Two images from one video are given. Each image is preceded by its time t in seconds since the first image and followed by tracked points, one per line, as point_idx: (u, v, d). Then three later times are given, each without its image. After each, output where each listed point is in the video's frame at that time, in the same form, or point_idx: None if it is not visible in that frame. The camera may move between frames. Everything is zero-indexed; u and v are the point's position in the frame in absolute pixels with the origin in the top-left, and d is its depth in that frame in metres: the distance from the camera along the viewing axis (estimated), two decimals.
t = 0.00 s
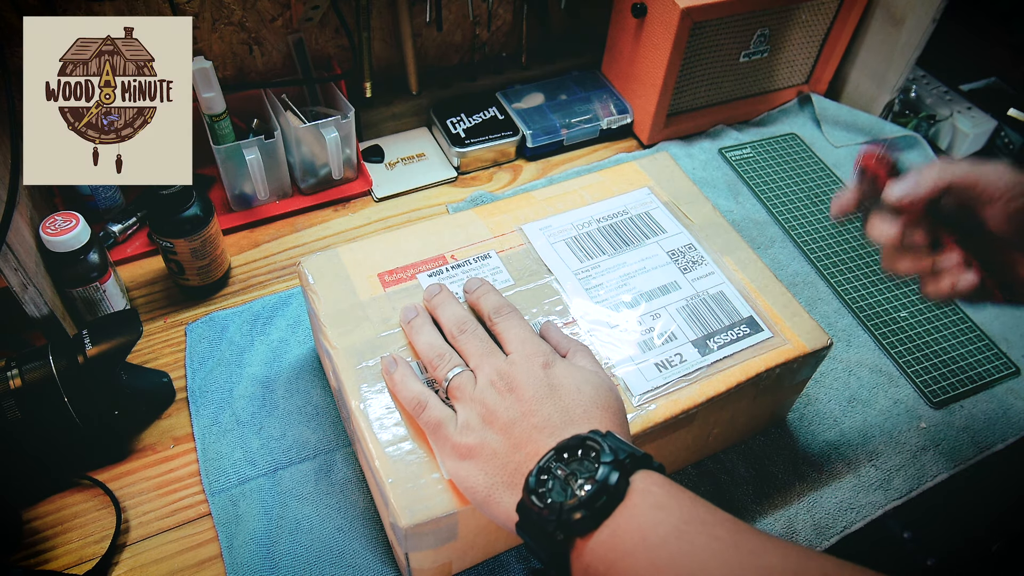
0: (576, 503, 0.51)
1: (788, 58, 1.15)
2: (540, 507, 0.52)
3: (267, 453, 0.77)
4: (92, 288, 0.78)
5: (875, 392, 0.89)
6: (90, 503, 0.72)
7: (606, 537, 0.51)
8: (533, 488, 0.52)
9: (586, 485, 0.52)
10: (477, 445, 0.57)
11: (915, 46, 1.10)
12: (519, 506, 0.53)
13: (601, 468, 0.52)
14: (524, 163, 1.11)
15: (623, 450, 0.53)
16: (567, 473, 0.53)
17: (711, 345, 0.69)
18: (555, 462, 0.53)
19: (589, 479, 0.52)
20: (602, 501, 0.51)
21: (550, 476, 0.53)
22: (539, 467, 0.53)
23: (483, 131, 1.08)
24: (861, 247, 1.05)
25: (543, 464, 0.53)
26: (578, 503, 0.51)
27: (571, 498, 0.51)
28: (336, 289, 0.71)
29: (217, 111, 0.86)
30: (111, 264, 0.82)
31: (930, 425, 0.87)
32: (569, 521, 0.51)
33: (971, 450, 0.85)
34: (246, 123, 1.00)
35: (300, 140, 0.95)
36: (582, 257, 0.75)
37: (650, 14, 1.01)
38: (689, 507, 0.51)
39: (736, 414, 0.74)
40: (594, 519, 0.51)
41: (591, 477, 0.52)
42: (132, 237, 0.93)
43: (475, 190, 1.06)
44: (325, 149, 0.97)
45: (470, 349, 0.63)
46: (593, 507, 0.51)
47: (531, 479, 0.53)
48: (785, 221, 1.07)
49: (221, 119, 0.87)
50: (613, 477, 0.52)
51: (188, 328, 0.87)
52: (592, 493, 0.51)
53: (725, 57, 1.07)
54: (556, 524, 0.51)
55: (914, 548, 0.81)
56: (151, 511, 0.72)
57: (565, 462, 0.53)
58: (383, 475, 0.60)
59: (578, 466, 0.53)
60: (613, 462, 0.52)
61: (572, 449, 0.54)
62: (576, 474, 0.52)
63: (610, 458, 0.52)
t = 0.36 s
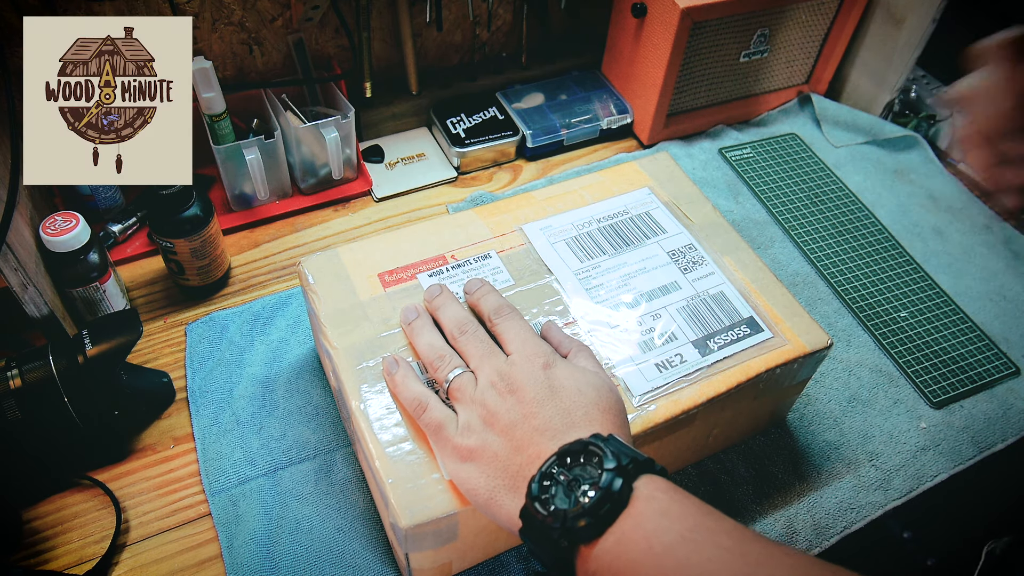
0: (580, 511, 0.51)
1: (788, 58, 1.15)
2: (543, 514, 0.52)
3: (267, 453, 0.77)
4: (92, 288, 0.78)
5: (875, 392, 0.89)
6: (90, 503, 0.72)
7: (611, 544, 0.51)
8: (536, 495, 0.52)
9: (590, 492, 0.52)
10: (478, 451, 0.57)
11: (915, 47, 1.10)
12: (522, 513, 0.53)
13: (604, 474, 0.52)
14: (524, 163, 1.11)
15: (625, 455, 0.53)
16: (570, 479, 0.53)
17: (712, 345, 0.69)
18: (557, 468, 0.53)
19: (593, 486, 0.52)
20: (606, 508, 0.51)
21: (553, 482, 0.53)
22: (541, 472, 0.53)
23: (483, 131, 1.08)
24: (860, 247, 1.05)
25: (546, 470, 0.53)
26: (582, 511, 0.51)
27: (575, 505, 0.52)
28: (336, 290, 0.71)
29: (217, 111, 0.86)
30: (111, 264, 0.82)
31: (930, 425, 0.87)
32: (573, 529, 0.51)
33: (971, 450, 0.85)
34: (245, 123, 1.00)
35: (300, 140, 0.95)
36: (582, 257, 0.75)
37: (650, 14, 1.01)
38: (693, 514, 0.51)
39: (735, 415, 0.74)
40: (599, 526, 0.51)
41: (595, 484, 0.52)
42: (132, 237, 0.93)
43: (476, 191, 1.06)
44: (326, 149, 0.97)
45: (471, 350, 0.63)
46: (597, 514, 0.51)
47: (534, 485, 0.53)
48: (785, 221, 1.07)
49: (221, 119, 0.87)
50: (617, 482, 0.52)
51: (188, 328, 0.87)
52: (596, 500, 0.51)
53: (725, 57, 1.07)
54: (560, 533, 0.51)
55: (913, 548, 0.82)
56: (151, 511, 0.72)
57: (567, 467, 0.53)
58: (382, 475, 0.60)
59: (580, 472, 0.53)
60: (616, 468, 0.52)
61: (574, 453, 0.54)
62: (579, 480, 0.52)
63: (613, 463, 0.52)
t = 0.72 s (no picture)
0: (586, 473, 0.51)
1: (788, 58, 1.15)
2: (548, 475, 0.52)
3: (267, 453, 0.77)
4: (92, 288, 0.78)
5: (875, 392, 0.89)
6: (90, 503, 0.72)
7: (606, 540, 0.50)
8: (543, 457, 0.52)
9: (597, 458, 0.52)
10: (478, 430, 0.57)
11: (915, 47, 1.10)
12: (527, 475, 0.53)
13: (614, 440, 0.52)
14: (524, 163, 1.11)
15: (635, 427, 0.54)
16: (577, 444, 0.52)
17: (711, 344, 0.69)
18: (564, 434, 0.53)
19: (601, 452, 0.52)
20: (613, 473, 0.51)
21: (559, 447, 0.53)
22: (549, 436, 0.53)
23: (483, 131, 1.08)
24: (860, 247, 1.05)
25: (553, 435, 0.53)
26: (588, 474, 0.51)
27: (580, 469, 0.51)
28: (336, 289, 0.71)
29: (217, 111, 0.86)
30: (111, 264, 0.82)
31: (930, 425, 0.87)
32: (577, 491, 0.51)
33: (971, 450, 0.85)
34: (245, 123, 1.00)
35: (300, 140, 0.95)
36: (582, 256, 0.75)
37: (650, 14, 1.01)
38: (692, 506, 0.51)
39: (733, 416, 0.74)
40: (604, 490, 0.51)
41: (603, 450, 0.52)
42: (132, 237, 0.93)
43: (476, 190, 1.06)
44: (325, 149, 0.97)
45: (468, 336, 0.63)
46: (604, 479, 0.51)
47: (541, 447, 0.53)
48: (785, 222, 1.07)
49: (221, 119, 0.87)
50: (626, 450, 0.52)
51: (188, 328, 0.87)
52: (604, 465, 0.51)
53: (725, 57, 1.07)
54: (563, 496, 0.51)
55: (913, 548, 0.82)
56: (151, 511, 0.72)
57: (576, 434, 0.53)
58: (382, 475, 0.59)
59: (589, 438, 0.53)
60: (626, 436, 0.53)
61: (584, 422, 0.54)
62: (587, 446, 0.52)
63: (623, 432, 0.53)
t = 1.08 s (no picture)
0: (559, 436, 0.51)
1: (788, 57, 1.15)
2: (523, 437, 0.52)
3: (267, 453, 0.78)
4: (92, 288, 0.78)
5: (875, 392, 0.89)
6: (90, 503, 0.72)
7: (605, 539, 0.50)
8: (518, 418, 0.53)
9: (573, 420, 0.52)
10: (466, 406, 0.56)
11: (915, 47, 1.10)
12: (501, 436, 0.53)
13: (591, 404, 0.53)
14: (524, 163, 1.11)
15: (616, 392, 0.54)
16: (556, 407, 0.53)
17: (711, 343, 0.69)
18: (545, 395, 0.54)
19: (578, 415, 0.53)
20: (588, 438, 0.52)
21: (537, 408, 0.53)
22: (527, 398, 0.54)
23: (483, 131, 1.08)
24: (860, 247, 1.05)
25: (532, 396, 0.54)
26: (561, 438, 0.51)
27: (555, 432, 0.52)
28: (336, 289, 0.72)
29: (217, 111, 0.86)
30: (111, 264, 0.82)
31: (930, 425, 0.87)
32: (550, 454, 0.51)
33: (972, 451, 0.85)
34: (245, 124, 1.00)
35: (299, 140, 0.95)
36: (582, 256, 0.75)
37: (650, 14, 1.01)
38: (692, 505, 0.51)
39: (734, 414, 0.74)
40: (576, 455, 0.51)
41: (579, 414, 0.53)
42: (132, 237, 0.93)
43: (475, 191, 1.06)
44: (325, 149, 0.97)
45: (459, 323, 0.63)
46: (577, 443, 0.51)
47: (518, 407, 0.54)
48: (785, 222, 1.07)
49: (221, 119, 0.87)
50: (603, 414, 0.53)
51: (188, 328, 0.87)
52: (578, 428, 0.52)
53: (725, 57, 1.07)
54: (536, 459, 0.52)
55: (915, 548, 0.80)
56: (152, 511, 0.72)
57: (555, 396, 0.54)
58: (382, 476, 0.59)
59: (568, 401, 0.54)
60: (604, 401, 0.53)
61: (564, 384, 0.55)
62: (565, 409, 0.53)
63: (602, 396, 0.54)
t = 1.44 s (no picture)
0: (554, 486, 0.53)
1: (788, 58, 1.15)
2: (518, 484, 0.53)
3: (267, 453, 0.78)
4: (92, 288, 0.78)
5: (875, 392, 0.89)
6: (90, 503, 0.72)
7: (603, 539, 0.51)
8: (516, 466, 0.54)
9: (566, 469, 0.53)
10: (482, 441, 0.57)
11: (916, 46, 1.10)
12: (502, 482, 0.55)
13: (583, 452, 0.53)
14: (524, 163, 1.11)
15: (608, 434, 0.54)
16: (553, 453, 0.54)
17: (711, 344, 0.69)
18: (543, 440, 0.54)
19: (570, 463, 0.53)
20: (579, 487, 0.53)
21: (536, 455, 0.54)
22: (525, 443, 0.55)
23: (484, 131, 1.08)
24: (860, 247, 1.05)
25: (531, 441, 0.54)
26: (555, 487, 0.53)
27: (550, 481, 0.53)
28: (336, 289, 0.71)
29: (217, 111, 0.86)
30: (111, 264, 0.82)
31: (930, 425, 0.87)
32: (545, 503, 0.53)
33: (971, 451, 0.85)
34: (245, 123, 1.00)
35: (300, 140, 0.95)
36: (582, 256, 0.75)
37: (650, 14, 1.01)
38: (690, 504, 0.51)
39: (733, 415, 0.74)
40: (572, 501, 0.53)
41: (573, 462, 0.53)
42: (132, 237, 0.93)
43: (476, 191, 1.06)
44: (325, 149, 0.97)
45: (475, 349, 0.63)
46: (569, 493, 0.53)
47: (516, 453, 0.54)
48: (785, 222, 1.07)
49: (221, 119, 0.87)
50: (595, 463, 0.53)
51: (188, 328, 0.87)
52: (570, 478, 0.53)
53: (725, 57, 1.07)
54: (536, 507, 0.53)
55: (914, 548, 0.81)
56: (152, 511, 0.72)
57: (553, 441, 0.54)
58: (383, 475, 0.59)
59: (564, 446, 0.54)
60: (596, 447, 0.54)
61: (561, 428, 0.55)
62: (561, 455, 0.54)
63: (594, 443, 0.54)
